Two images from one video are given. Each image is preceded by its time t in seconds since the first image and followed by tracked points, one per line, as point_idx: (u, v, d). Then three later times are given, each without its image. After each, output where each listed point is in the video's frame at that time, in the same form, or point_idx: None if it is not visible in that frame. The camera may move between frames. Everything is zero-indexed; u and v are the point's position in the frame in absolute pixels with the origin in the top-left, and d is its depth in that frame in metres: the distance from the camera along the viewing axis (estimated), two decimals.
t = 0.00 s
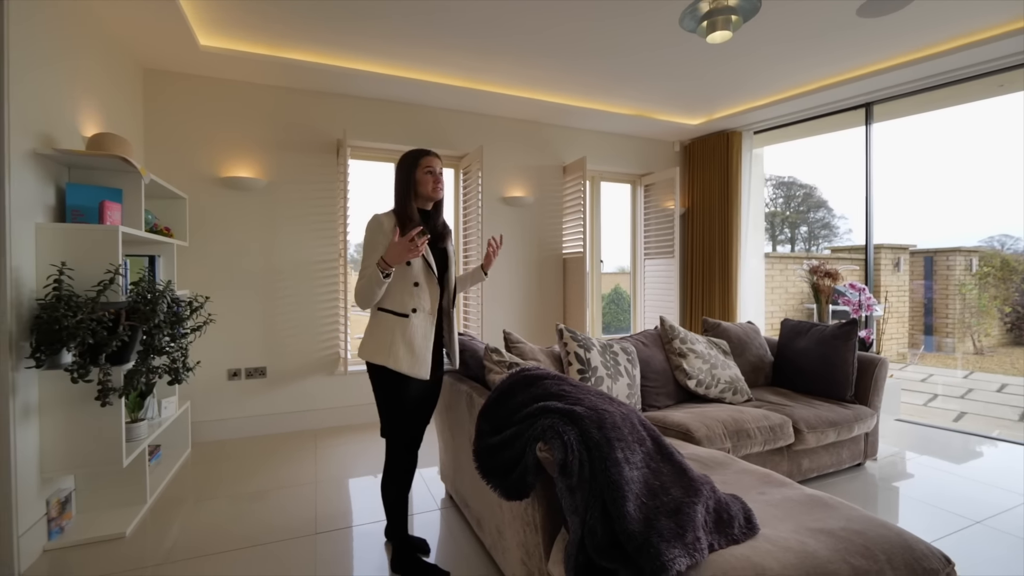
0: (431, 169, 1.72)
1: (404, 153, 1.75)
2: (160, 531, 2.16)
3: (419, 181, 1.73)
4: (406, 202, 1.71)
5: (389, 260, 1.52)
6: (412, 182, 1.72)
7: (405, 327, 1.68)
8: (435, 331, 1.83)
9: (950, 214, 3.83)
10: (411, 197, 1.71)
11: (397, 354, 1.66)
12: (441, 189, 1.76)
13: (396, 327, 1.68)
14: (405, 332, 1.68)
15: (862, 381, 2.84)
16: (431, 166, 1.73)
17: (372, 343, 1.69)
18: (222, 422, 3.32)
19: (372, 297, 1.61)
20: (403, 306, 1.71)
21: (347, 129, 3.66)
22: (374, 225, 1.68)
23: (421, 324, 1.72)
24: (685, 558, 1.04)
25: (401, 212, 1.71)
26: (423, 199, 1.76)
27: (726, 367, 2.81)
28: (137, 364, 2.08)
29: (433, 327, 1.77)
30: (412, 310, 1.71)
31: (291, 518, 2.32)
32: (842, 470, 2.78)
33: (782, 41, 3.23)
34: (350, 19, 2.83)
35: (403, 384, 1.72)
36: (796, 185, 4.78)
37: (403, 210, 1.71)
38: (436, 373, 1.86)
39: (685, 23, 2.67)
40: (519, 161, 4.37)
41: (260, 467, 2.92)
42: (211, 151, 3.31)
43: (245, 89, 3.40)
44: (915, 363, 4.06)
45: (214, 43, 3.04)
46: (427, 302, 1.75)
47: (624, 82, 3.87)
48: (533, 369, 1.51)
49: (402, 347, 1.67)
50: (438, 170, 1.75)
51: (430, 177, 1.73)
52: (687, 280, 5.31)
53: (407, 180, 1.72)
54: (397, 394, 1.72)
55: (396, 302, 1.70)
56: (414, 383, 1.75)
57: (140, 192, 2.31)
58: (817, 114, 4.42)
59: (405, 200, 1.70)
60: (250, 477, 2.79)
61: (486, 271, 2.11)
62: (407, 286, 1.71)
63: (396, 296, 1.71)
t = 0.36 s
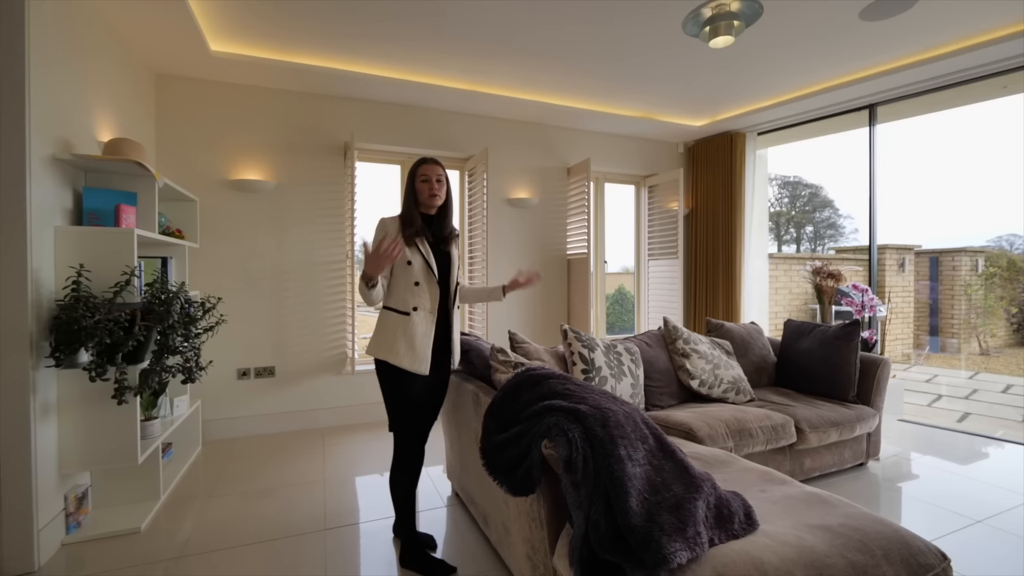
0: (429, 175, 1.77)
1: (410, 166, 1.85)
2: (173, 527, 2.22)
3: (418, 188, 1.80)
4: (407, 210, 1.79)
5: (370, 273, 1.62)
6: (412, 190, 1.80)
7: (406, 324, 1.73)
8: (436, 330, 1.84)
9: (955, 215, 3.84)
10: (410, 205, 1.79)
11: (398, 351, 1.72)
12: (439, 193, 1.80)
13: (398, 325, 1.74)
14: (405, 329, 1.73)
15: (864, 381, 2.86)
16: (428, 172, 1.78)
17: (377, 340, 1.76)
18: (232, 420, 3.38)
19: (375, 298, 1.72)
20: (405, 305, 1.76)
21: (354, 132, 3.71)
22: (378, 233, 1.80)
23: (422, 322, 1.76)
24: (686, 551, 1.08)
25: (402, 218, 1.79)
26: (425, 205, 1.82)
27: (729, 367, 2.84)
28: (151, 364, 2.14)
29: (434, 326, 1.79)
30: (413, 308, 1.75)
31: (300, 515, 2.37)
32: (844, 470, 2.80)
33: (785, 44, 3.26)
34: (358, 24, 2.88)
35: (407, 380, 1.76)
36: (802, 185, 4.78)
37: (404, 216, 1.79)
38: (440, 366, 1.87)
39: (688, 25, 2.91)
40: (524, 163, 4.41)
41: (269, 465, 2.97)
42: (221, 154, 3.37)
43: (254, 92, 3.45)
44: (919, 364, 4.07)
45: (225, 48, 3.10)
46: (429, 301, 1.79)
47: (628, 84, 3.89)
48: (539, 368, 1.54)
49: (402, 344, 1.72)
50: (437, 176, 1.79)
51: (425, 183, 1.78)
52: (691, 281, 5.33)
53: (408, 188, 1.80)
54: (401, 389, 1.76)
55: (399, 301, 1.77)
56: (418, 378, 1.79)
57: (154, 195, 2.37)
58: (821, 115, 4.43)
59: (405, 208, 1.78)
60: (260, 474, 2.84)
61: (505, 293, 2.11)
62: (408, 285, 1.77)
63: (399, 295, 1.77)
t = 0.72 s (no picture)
0: (429, 182, 1.83)
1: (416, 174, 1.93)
2: (186, 522, 2.28)
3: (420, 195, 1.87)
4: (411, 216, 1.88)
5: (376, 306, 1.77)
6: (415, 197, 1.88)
7: (401, 324, 1.81)
8: (433, 330, 1.86)
9: (958, 216, 3.85)
10: (412, 213, 1.88)
11: (394, 349, 1.80)
12: (439, 199, 1.86)
13: (396, 325, 1.83)
14: (400, 329, 1.81)
15: (865, 381, 2.88)
16: (428, 180, 1.85)
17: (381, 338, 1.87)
18: (241, 419, 3.44)
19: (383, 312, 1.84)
20: (405, 306, 1.84)
21: (361, 135, 3.77)
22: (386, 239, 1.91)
23: (417, 323, 1.81)
24: (684, 545, 1.12)
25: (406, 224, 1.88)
26: (427, 211, 1.89)
27: (731, 368, 2.87)
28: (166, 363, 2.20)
29: (430, 327, 1.83)
30: (410, 309, 1.82)
31: (308, 511, 2.42)
32: (846, 469, 2.83)
33: (787, 47, 3.29)
34: (365, 29, 2.94)
35: (410, 379, 1.81)
36: (807, 185, 4.77)
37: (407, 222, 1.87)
38: (439, 364, 1.87)
39: (689, 34, 2.68)
40: (528, 165, 4.45)
41: (278, 462, 3.03)
42: (231, 157, 3.43)
43: (263, 97, 3.51)
44: (923, 364, 4.09)
45: (234, 53, 3.16)
46: (425, 303, 1.84)
47: (632, 87, 3.93)
48: (543, 368, 1.58)
49: (397, 343, 1.80)
50: (437, 182, 1.85)
51: (424, 191, 1.85)
52: (695, 282, 5.36)
53: (412, 196, 1.89)
54: (405, 387, 1.82)
55: (399, 303, 1.86)
56: (421, 377, 1.83)
57: (167, 198, 2.43)
58: (825, 116, 4.44)
59: (406, 216, 1.87)
60: (270, 471, 2.90)
61: (510, 299, 2.14)
62: (407, 287, 1.84)
63: (400, 297, 1.86)
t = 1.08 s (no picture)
0: (434, 187, 1.89)
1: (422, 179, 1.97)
2: (197, 517, 2.34)
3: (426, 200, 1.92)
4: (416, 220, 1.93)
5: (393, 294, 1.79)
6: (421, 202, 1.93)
7: (404, 325, 1.86)
8: (436, 331, 1.91)
9: (961, 217, 3.86)
10: (417, 216, 1.93)
11: (398, 349, 1.85)
12: (444, 204, 1.91)
13: (400, 325, 1.88)
14: (403, 329, 1.86)
15: (865, 382, 2.91)
16: (433, 186, 1.90)
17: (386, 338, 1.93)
18: (250, 417, 3.50)
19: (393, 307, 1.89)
20: (408, 307, 1.89)
21: (367, 138, 3.83)
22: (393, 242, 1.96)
23: (420, 323, 1.86)
24: (681, 539, 1.16)
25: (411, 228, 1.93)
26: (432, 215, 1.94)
27: (732, 368, 2.90)
28: (179, 363, 2.26)
29: (433, 328, 1.88)
30: (413, 311, 1.87)
31: (316, 508, 2.48)
32: (846, 469, 2.86)
33: (789, 50, 3.32)
34: (372, 35, 2.99)
35: (415, 377, 1.86)
36: (813, 184, 4.78)
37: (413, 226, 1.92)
38: (445, 363, 1.92)
39: (689, 40, 2.71)
40: (532, 166, 4.50)
41: (287, 460, 3.09)
42: (240, 161, 3.50)
43: (272, 101, 3.58)
44: (927, 365, 4.11)
45: (243, 59, 3.22)
46: (428, 304, 1.89)
47: (635, 89, 3.96)
48: (545, 369, 1.63)
49: (400, 342, 1.85)
50: (442, 187, 1.90)
51: (430, 196, 1.90)
52: (697, 282, 5.38)
53: (417, 200, 1.94)
54: (412, 386, 1.87)
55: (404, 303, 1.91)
56: (426, 376, 1.88)
57: (179, 202, 2.49)
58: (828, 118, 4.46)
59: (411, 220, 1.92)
60: (278, 469, 2.96)
61: (510, 290, 2.11)
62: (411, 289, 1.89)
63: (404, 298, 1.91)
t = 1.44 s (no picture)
0: (445, 191, 1.92)
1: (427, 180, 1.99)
2: (207, 513, 2.39)
3: (434, 203, 1.95)
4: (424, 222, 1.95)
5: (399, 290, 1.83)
6: (429, 204, 1.95)
7: (415, 325, 1.90)
8: (444, 331, 1.95)
9: (963, 219, 3.87)
10: (424, 217, 1.95)
11: (408, 349, 1.89)
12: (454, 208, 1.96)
13: (409, 326, 1.91)
14: (413, 329, 1.90)
15: (865, 382, 2.93)
16: (444, 189, 1.93)
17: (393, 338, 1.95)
18: (257, 416, 3.56)
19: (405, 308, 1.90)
20: (417, 308, 1.93)
21: (372, 141, 3.88)
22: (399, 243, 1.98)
23: (430, 324, 1.90)
24: (678, 534, 1.20)
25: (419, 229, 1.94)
26: (440, 218, 1.98)
27: (733, 368, 2.93)
28: (189, 362, 2.30)
29: (443, 327, 1.93)
30: (423, 312, 1.91)
31: (322, 505, 2.53)
32: (845, 469, 2.88)
33: (790, 53, 3.35)
34: (377, 40, 3.04)
35: (421, 377, 1.91)
36: (817, 184, 4.78)
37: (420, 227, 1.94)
38: (451, 362, 1.97)
39: (689, 45, 2.74)
40: (535, 168, 4.54)
41: (294, 458, 3.15)
42: (247, 164, 3.55)
43: (278, 105, 3.63)
44: (930, 365, 4.12)
45: (251, 64, 3.28)
46: (437, 305, 1.93)
47: (638, 92, 4.00)
48: (547, 368, 1.67)
49: (411, 343, 1.89)
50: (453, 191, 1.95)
51: (441, 199, 1.93)
52: (699, 283, 5.40)
53: (424, 202, 1.96)
54: (418, 386, 1.92)
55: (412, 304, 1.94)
56: (432, 376, 1.92)
57: (189, 205, 2.54)
58: (830, 120, 4.48)
59: (419, 221, 1.94)
60: (285, 467, 3.01)
61: (499, 289, 2.18)
62: (420, 290, 1.93)
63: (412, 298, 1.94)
